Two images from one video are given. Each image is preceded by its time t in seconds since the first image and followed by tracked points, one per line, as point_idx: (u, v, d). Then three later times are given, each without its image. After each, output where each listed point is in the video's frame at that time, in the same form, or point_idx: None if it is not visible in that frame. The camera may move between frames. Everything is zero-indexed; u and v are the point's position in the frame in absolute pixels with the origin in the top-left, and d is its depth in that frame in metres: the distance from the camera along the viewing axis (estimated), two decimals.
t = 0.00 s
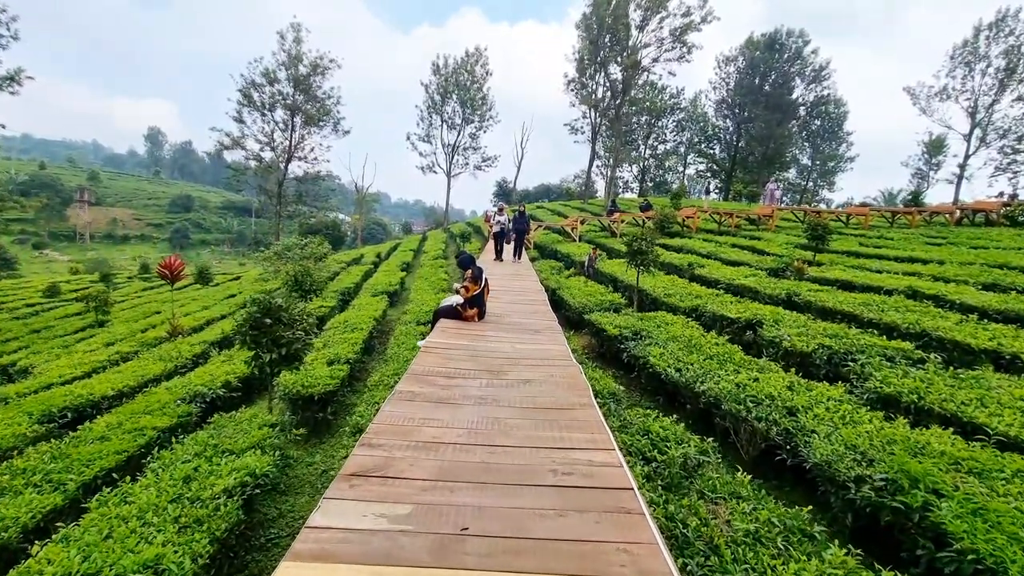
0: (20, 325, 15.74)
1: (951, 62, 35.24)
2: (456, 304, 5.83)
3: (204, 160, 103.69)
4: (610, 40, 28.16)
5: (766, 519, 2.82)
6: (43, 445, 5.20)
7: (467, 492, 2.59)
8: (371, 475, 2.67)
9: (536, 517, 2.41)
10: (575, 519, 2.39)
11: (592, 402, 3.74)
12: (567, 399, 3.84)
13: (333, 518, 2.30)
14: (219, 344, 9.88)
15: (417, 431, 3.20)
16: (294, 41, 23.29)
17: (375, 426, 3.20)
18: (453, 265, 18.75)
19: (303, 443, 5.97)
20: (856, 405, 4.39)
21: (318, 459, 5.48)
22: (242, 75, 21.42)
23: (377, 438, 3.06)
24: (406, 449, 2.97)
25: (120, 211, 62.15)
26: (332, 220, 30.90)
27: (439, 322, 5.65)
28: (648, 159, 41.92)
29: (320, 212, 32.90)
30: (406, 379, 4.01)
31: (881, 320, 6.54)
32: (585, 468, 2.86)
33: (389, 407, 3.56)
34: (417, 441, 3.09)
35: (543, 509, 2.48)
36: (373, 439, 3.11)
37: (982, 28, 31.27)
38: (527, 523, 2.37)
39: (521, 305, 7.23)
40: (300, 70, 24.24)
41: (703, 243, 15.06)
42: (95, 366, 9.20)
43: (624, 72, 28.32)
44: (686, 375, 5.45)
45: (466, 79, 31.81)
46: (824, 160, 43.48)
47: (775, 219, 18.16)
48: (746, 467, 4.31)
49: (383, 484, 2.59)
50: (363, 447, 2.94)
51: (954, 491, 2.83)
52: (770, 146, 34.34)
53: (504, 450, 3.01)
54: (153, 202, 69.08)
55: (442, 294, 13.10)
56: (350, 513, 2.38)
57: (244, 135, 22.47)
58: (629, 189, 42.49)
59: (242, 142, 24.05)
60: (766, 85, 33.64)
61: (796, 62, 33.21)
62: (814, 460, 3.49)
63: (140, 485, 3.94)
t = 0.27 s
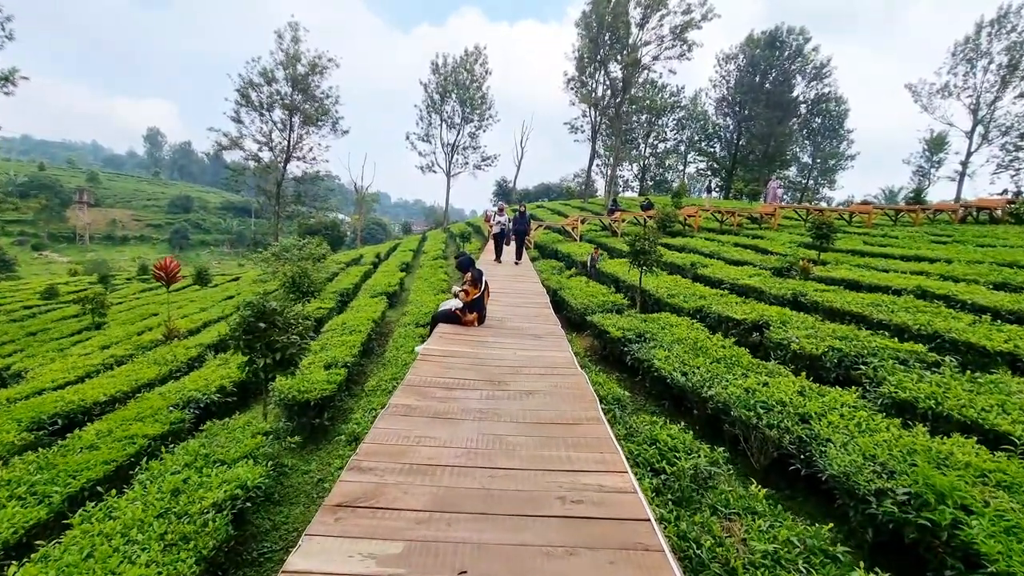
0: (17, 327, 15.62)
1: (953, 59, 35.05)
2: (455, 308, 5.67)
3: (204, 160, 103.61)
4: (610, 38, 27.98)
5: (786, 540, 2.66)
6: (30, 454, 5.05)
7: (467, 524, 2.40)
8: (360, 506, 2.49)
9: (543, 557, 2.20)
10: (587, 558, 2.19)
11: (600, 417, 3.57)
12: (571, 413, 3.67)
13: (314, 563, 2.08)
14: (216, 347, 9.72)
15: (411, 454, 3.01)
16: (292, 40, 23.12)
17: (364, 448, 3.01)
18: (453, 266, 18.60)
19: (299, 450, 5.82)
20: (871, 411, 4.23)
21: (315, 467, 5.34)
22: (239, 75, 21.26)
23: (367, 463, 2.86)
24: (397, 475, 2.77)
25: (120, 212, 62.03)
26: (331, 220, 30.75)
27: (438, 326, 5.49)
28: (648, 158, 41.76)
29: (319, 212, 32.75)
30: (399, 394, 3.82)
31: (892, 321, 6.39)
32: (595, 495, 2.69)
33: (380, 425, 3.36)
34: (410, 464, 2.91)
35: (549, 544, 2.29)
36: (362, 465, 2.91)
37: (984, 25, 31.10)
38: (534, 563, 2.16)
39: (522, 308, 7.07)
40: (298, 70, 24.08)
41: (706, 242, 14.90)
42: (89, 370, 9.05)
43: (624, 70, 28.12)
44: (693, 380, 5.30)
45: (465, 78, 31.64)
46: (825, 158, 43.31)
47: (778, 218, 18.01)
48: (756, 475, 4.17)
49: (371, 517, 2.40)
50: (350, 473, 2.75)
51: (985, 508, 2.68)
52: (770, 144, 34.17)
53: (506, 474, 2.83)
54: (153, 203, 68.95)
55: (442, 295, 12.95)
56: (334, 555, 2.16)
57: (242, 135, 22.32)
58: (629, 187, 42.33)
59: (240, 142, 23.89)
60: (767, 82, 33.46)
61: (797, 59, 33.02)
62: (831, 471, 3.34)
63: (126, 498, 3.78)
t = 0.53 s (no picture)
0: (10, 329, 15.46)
1: (953, 58, 34.94)
2: (452, 311, 5.50)
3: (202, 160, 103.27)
4: (610, 37, 27.84)
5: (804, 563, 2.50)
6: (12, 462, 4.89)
7: (461, 562, 2.20)
8: (341, 541, 2.30)
9: None
10: None
11: (607, 433, 3.39)
12: (574, 427, 3.49)
13: None
14: (208, 350, 9.54)
15: (401, 476, 2.82)
16: (289, 39, 22.94)
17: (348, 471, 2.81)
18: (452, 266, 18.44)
19: (291, 457, 5.65)
20: (886, 418, 4.07)
21: (308, 474, 5.18)
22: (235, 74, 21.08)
23: (351, 489, 2.66)
24: (384, 503, 2.58)
25: (117, 212, 61.80)
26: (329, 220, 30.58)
27: (434, 330, 5.32)
28: (647, 157, 41.60)
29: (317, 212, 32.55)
30: (388, 408, 3.62)
31: (901, 323, 6.23)
32: (603, 524, 2.50)
33: (367, 443, 3.17)
34: (398, 488, 2.72)
35: None
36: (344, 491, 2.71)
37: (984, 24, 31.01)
38: None
39: (522, 310, 6.91)
40: (295, 68, 23.89)
41: (707, 242, 14.74)
42: (79, 373, 8.88)
43: (624, 69, 27.92)
44: (697, 384, 5.14)
45: (464, 77, 31.48)
46: (824, 157, 43.23)
47: (779, 218, 17.86)
48: (765, 485, 4.01)
49: (351, 552, 2.20)
50: (330, 500, 2.56)
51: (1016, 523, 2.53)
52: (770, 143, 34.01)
53: (504, 499, 2.65)
54: (151, 204, 68.69)
55: (440, 296, 12.79)
56: None
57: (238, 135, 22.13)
58: (628, 187, 42.18)
59: (237, 142, 23.72)
60: (766, 82, 33.33)
61: (797, 58, 32.86)
62: (847, 483, 3.17)
63: (107, 512, 3.62)
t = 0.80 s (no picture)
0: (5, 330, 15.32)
1: (955, 58, 34.78)
2: (448, 318, 5.33)
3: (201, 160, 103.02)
4: (611, 37, 27.70)
5: None
6: None
7: None
8: None
9: None
10: None
11: (613, 452, 3.20)
12: (578, 445, 3.29)
13: None
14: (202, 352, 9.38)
15: (389, 503, 2.62)
16: (288, 38, 22.78)
17: (329, 498, 2.61)
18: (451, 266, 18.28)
19: (283, 465, 5.49)
20: (902, 428, 3.90)
21: (300, 483, 5.02)
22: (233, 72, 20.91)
23: (332, 521, 2.46)
24: (367, 537, 2.37)
25: (117, 212, 61.62)
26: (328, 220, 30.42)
27: (429, 337, 5.15)
28: (648, 158, 41.45)
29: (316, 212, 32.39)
30: (377, 426, 3.40)
31: (912, 327, 6.07)
32: (614, 563, 2.27)
33: (351, 466, 2.97)
34: (384, 520, 2.51)
35: None
36: (324, 525, 2.49)
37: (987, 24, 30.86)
38: None
39: (522, 314, 6.73)
40: (294, 67, 23.73)
41: (710, 243, 14.58)
42: (70, 376, 8.72)
43: (625, 69, 27.75)
44: (703, 391, 4.99)
45: (464, 77, 31.31)
46: (825, 158, 43.08)
47: (781, 218, 17.70)
48: (776, 498, 3.84)
49: None
50: (309, 534, 2.35)
51: None
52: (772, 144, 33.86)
53: (502, 528, 2.46)
54: (150, 203, 68.47)
55: (439, 297, 12.63)
56: None
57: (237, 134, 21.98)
58: (629, 187, 42.02)
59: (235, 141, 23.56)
60: (768, 82, 33.18)
61: (799, 59, 32.70)
62: (865, 500, 3.01)
63: (86, 527, 3.46)
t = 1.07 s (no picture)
0: None
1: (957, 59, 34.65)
2: (444, 324, 5.15)
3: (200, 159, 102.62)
4: (611, 37, 27.56)
5: None
6: None
7: None
8: None
9: None
10: None
11: (624, 473, 3.02)
12: (583, 464, 3.11)
13: None
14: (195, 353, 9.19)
15: (378, 531, 2.42)
16: (286, 35, 22.59)
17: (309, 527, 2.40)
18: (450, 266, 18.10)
19: (275, 472, 5.33)
20: (918, 438, 3.75)
21: (293, 490, 4.86)
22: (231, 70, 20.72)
23: (313, 557, 2.26)
24: None
25: (114, 211, 61.31)
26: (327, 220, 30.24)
27: (424, 344, 5.01)
28: (647, 158, 41.30)
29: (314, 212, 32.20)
30: (366, 441, 3.23)
31: (922, 331, 5.92)
32: None
33: (336, 489, 2.76)
34: (368, 555, 2.30)
35: None
36: (303, 560, 2.28)
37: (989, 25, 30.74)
38: None
39: (521, 317, 6.55)
40: (292, 66, 23.56)
41: (711, 244, 14.42)
42: (60, 377, 8.53)
43: (626, 69, 27.57)
44: (709, 396, 4.84)
45: (464, 76, 31.14)
46: (825, 159, 42.98)
47: (783, 219, 17.56)
48: (786, 510, 3.70)
49: None
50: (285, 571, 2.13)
51: None
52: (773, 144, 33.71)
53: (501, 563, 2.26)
54: (148, 202, 68.14)
55: (438, 298, 12.45)
56: None
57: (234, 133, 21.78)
58: (629, 188, 41.88)
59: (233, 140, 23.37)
60: (769, 83, 33.03)
61: (800, 59, 32.55)
62: (883, 515, 2.88)
63: (62, 541, 3.29)
